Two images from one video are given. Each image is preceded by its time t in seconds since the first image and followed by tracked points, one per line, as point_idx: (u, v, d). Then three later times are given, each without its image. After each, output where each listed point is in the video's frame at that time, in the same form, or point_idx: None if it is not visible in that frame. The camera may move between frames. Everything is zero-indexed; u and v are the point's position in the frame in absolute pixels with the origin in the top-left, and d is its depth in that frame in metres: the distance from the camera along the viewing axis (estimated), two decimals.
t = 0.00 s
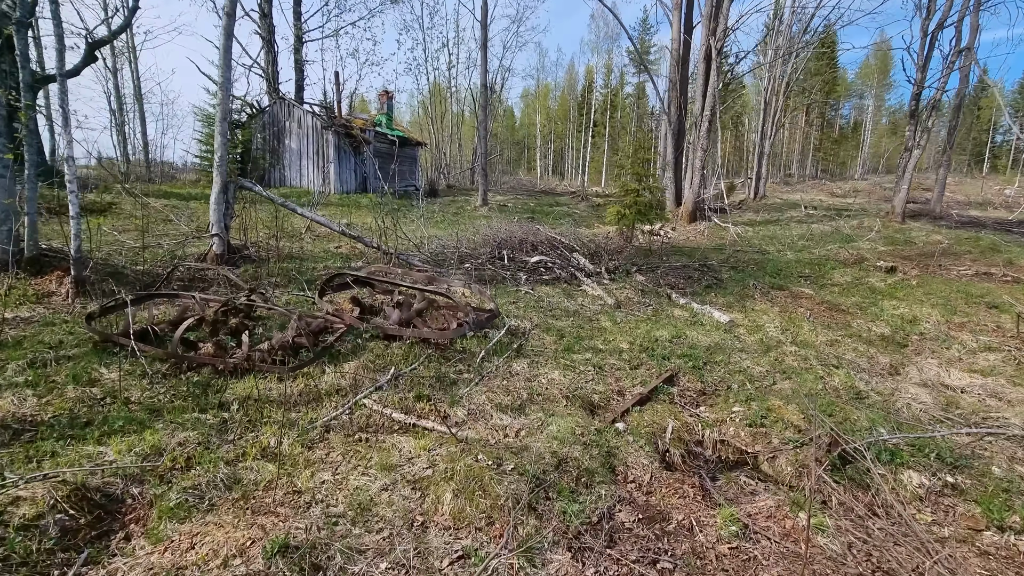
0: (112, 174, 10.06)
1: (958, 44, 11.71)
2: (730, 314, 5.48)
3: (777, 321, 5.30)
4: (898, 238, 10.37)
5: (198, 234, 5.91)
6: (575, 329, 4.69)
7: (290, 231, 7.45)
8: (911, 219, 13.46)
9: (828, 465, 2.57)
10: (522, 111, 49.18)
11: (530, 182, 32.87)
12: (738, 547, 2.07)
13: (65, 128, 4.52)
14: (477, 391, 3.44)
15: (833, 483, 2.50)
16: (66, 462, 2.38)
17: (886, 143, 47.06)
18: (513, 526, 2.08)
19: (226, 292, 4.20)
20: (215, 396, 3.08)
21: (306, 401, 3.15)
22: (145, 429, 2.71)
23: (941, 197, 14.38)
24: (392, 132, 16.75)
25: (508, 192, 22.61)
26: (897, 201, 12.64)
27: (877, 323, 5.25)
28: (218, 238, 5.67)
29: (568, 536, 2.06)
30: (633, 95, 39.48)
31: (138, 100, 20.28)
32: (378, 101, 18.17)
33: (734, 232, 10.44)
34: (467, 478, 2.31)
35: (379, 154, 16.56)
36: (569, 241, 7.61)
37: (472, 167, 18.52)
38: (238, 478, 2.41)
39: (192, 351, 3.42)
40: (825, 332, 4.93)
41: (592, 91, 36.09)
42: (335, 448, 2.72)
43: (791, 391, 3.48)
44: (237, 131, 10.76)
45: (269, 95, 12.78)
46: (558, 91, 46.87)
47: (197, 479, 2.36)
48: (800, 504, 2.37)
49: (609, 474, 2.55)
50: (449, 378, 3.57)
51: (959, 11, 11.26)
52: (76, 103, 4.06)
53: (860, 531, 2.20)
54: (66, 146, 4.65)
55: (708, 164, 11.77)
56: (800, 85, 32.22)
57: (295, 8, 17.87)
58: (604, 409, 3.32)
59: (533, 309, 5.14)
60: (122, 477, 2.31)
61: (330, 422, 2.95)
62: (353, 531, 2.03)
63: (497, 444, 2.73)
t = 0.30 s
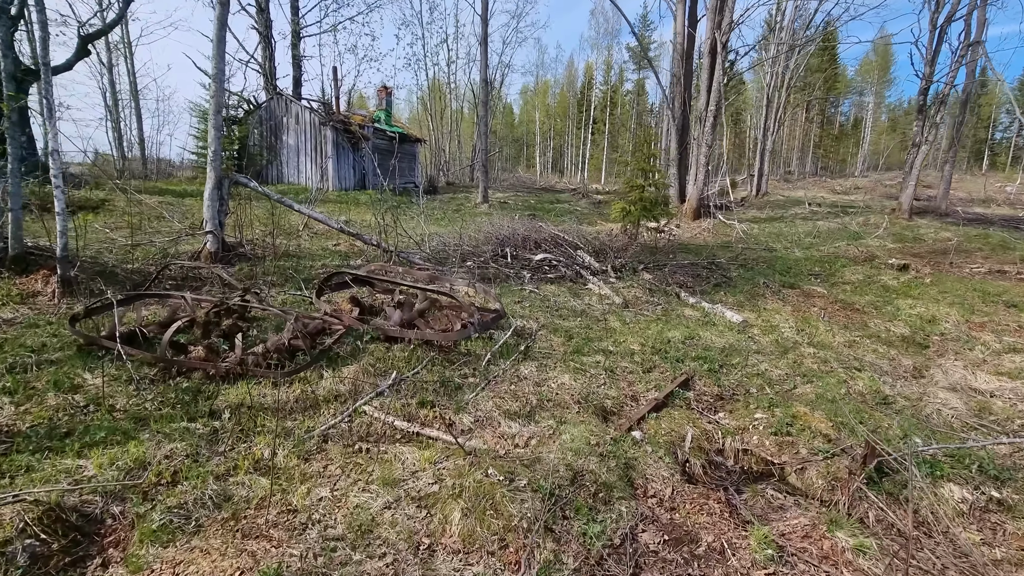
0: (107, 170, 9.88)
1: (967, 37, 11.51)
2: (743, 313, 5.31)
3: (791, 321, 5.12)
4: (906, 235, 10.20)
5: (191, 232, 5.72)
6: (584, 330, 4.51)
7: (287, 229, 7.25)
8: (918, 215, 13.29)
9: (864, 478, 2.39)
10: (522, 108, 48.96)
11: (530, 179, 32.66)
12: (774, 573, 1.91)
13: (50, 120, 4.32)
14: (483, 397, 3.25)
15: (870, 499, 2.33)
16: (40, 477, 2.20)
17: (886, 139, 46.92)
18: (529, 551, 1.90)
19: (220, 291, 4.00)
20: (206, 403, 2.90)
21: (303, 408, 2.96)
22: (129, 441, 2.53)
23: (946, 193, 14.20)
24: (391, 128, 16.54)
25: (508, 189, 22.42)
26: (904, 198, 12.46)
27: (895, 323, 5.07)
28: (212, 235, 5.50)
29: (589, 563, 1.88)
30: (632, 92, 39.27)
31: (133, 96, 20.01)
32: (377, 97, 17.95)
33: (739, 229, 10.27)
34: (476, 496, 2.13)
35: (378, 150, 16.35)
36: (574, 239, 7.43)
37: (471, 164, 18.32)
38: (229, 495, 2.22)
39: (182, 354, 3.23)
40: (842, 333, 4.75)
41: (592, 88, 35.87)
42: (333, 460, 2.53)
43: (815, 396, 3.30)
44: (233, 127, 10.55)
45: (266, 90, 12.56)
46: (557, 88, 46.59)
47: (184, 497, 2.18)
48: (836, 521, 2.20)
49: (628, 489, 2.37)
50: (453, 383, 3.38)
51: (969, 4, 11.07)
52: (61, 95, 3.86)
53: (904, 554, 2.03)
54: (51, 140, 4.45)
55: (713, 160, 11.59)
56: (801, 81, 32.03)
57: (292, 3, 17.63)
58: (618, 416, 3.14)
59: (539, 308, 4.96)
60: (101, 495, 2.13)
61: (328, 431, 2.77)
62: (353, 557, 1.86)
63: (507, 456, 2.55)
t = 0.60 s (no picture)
0: (99, 168, 9.65)
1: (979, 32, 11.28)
2: (755, 317, 5.12)
3: (807, 325, 4.94)
4: (915, 234, 10.02)
5: (183, 232, 5.51)
6: (592, 335, 4.32)
7: (283, 228, 7.04)
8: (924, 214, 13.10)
9: (906, 504, 2.20)
10: (521, 104, 48.64)
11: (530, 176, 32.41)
12: None
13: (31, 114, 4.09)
14: (489, 410, 3.06)
15: (913, 529, 2.14)
16: (6, 507, 2.01)
17: (887, 137, 46.75)
18: None
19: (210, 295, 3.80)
20: (192, 419, 2.70)
21: (297, 424, 2.76)
22: (108, 462, 2.33)
23: (952, 191, 14.00)
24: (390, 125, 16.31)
25: (508, 187, 22.19)
26: (911, 196, 12.26)
27: (915, 327, 4.89)
28: (204, 235, 5.31)
29: None
30: (632, 88, 38.99)
31: (129, 93, 19.74)
32: (376, 93, 17.70)
33: (745, 227, 10.07)
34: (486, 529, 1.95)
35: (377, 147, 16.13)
36: (578, 238, 7.23)
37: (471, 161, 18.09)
38: (214, 527, 2.03)
39: (169, 365, 3.03)
40: (860, 338, 4.57)
41: (592, 84, 35.58)
42: (329, 483, 2.34)
43: (841, 409, 3.11)
44: (229, 124, 10.33)
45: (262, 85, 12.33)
46: (557, 85, 46.27)
47: (165, 530, 1.98)
48: (880, 555, 2.01)
49: (650, 516, 2.18)
50: (457, 394, 3.18)
51: None
52: (41, 89, 3.64)
53: None
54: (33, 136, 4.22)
55: (718, 157, 11.38)
56: (803, 77, 31.76)
57: None
58: (632, 430, 2.95)
59: (545, 312, 4.77)
60: (73, 529, 1.93)
61: (323, 449, 2.58)
62: None
63: (517, 478, 2.37)
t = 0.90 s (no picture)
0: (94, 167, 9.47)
1: (988, 28, 11.10)
2: (768, 322, 4.98)
3: (821, 331, 4.80)
4: (923, 234, 9.88)
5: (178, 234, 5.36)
6: (602, 342, 4.18)
7: (281, 229, 6.88)
8: (931, 213, 12.95)
9: (948, 532, 2.08)
10: (520, 101, 48.39)
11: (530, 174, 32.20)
12: None
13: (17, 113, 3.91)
14: (497, 425, 2.91)
15: (956, 560, 2.01)
16: None
17: (888, 134, 46.61)
18: None
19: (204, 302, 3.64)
20: (184, 437, 2.55)
21: (294, 441, 2.61)
22: (92, 487, 2.18)
23: (958, 189, 13.86)
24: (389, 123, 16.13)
25: (509, 185, 22.03)
26: (918, 194, 12.12)
27: (933, 332, 4.75)
28: (199, 237, 5.17)
29: None
30: (632, 85, 38.76)
31: (126, 90, 19.53)
32: (375, 90, 17.50)
33: (751, 227, 9.93)
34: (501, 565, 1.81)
35: (377, 145, 15.95)
36: (583, 239, 7.08)
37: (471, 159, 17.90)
38: (206, 561, 1.88)
39: (160, 378, 2.88)
40: (878, 344, 4.42)
41: (592, 82, 35.35)
42: (329, 509, 2.19)
43: (866, 423, 2.96)
44: (226, 122, 10.15)
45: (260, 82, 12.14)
46: (557, 82, 46.04)
47: (152, 566, 1.83)
48: None
49: (674, 547, 2.04)
50: (464, 409, 3.04)
51: None
52: (26, 88, 3.48)
53: None
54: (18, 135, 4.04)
55: (722, 156, 11.22)
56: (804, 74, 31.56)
57: None
58: (648, 446, 2.81)
59: (552, 317, 4.63)
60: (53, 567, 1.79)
61: (322, 470, 2.43)
62: None
63: (530, 504, 2.22)
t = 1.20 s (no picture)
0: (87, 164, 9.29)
1: (999, 22, 10.91)
2: (782, 323, 4.82)
3: (838, 332, 4.64)
4: (933, 231, 9.72)
5: (172, 233, 5.18)
6: (613, 345, 4.01)
7: (279, 227, 6.71)
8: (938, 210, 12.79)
9: (998, 558, 1.94)
10: (520, 98, 48.08)
11: (530, 171, 31.96)
12: None
13: None
14: (507, 435, 2.75)
15: None
16: None
17: (889, 131, 46.42)
18: None
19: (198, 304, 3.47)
20: (174, 450, 2.38)
21: (292, 455, 2.45)
22: (73, 507, 2.02)
23: (965, 186, 13.70)
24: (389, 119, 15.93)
25: (509, 182, 21.83)
26: (926, 191, 11.95)
27: (954, 334, 4.59)
28: (194, 236, 5.02)
29: None
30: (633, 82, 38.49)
31: (122, 86, 19.30)
32: (374, 86, 17.28)
33: (757, 225, 9.77)
34: None
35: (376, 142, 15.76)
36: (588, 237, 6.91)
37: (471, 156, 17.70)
38: None
39: (149, 387, 2.71)
40: (898, 346, 4.27)
41: (593, 78, 35.10)
42: (330, 530, 2.03)
43: (896, 433, 2.81)
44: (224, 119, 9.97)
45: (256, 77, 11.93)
46: (556, 79, 45.80)
47: None
48: None
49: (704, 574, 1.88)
50: (471, 418, 2.88)
51: None
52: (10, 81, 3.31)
53: None
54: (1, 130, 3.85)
55: (728, 152, 11.04)
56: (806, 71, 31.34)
57: None
58: (667, 458, 2.65)
59: (560, 319, 4.46)
60: None
61: (322, 486, 2.27)
62: None
63: (546, 526, 2.07)
